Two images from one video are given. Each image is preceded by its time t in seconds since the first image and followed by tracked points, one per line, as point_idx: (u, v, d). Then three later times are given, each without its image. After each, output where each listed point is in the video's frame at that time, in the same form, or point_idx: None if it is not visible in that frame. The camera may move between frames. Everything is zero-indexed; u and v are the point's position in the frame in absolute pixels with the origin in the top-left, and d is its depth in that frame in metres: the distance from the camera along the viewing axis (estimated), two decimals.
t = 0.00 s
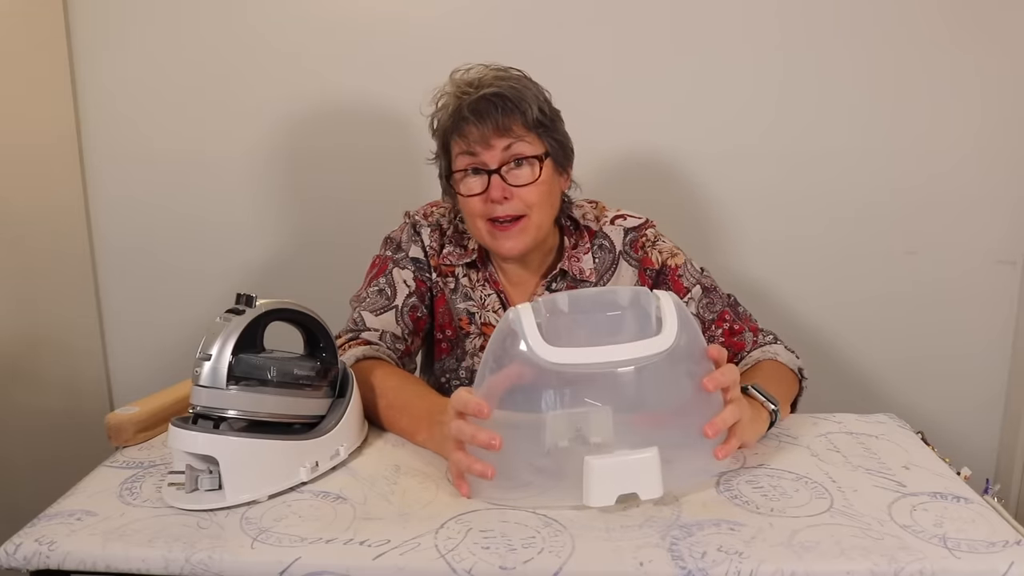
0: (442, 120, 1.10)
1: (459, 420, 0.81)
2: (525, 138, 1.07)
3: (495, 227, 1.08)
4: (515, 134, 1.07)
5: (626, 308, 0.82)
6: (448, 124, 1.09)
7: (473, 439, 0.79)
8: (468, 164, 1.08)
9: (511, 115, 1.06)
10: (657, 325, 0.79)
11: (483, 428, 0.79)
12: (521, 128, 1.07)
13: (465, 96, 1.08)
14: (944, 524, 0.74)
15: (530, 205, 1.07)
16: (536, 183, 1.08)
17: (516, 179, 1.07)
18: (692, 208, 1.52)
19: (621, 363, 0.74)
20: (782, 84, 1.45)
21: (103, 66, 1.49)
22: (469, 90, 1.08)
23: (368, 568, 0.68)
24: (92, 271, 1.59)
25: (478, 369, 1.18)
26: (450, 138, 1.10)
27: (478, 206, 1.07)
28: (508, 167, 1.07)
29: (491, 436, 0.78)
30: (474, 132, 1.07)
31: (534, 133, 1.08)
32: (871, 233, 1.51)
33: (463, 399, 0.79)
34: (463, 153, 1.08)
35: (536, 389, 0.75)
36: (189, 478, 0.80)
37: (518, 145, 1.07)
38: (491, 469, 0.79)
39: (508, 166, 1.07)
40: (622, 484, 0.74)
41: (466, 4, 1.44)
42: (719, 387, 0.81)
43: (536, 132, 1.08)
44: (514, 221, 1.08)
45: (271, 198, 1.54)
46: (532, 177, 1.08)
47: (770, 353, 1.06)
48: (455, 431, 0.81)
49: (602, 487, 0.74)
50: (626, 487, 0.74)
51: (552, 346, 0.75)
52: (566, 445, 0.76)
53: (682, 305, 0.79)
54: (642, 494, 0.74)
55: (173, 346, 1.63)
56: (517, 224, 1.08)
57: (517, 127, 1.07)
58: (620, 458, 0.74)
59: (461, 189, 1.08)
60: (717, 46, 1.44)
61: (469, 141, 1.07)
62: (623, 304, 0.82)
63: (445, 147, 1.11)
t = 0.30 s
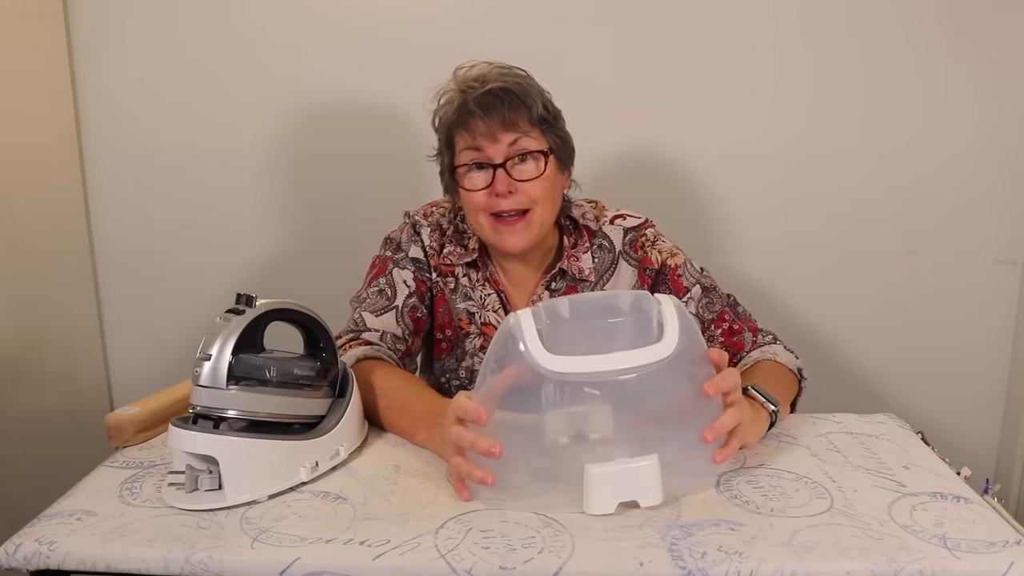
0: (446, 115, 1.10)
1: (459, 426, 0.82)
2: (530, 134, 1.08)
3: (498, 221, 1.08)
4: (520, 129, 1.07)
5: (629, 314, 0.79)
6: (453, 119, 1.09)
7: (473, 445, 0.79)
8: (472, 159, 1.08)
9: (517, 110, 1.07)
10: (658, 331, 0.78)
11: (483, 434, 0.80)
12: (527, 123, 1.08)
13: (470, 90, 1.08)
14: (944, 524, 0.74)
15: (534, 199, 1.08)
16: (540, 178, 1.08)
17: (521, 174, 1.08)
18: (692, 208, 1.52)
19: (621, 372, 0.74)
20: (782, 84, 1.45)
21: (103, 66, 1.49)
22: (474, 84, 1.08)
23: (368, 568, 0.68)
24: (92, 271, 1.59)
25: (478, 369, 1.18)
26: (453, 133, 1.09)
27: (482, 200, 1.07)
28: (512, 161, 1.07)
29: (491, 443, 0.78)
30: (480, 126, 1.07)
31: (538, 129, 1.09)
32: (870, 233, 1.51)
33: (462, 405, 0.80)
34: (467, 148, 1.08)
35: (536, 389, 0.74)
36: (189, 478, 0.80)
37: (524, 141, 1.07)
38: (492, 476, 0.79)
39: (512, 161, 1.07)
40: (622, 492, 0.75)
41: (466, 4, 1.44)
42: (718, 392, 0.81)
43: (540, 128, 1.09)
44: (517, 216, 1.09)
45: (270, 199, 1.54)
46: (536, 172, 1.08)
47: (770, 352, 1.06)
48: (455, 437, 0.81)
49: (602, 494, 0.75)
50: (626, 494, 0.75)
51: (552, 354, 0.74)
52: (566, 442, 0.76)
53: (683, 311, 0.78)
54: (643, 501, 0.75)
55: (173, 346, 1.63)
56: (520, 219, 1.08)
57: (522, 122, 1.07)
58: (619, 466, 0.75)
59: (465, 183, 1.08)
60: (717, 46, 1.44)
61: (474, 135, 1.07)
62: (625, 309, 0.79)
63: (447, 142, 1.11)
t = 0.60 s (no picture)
0: (462, 102, 1.10)
1: (469, 419, 0.81)
2: (548, 126, 1.09)
3: (515, 209, 1.08)
4: (540, 120, 1.08)
5: (648, 317, 0.78)
6: (471, 105, 1.09)
7: (485, 438, 0.79)
8: (491, 145, 1.08)
9: (538, 101, 1.08)
10: (674, 335, 0.77)
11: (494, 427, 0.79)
12: (545, 115, 1.09)
13: (490, 79, 1.09)
14: (944, 524, 0.74)
15: (552, 188, 1.08)
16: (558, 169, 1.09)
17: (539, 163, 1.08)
18: (692, 208, 1.52)
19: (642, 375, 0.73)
20: (782, 85, 1.45)
21: (103, 66, 1.49)
22: (492, 72, 1.09)
23: (368, 568, 0.68)
24: (92, 271, 1.59)
25: (476, 368, 1.18)
26: (470, 120, 1.09)
27: (501, 185, 1.07)
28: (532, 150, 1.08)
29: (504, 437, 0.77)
30: (502, 113, 1.07)
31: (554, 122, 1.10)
32: (870, 233, 1.51)
33: (474, 400, 0.79)
34: (485, 134, 1.08)
35: (554, 389, 0.74)
36: (189, 478, 0.80)
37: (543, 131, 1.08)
38: (504, 469, 0.79)
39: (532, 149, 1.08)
40: (632, 495, 0.76)
41: (466, 4, 1.44)
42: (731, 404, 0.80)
43: (556, 122, 1.11)
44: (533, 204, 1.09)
45: (270, 199, 1.54)
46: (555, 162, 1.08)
47: (767, 352, 1.06)
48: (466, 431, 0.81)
49: (611, 497, 0.75)
50: (633, 498, 0.76)
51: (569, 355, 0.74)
52: (581, 439, 0.76)
53: (702, 315, 0.77)
54: (651, 505, 0.76)
55: (173, 347, 1.63)
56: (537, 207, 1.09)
57: (542, 113, 1.09)
58: (630, 469, 0.75)
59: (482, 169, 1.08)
60: (718, 46, 1.44)
61: (496, 122, 1.08)
62: (643, 312, 0.78)
63: (461, 130, 1.11)
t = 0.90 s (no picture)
0: (474, 95, 1.10)
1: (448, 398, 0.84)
2: (557, 129, 1.09)
3: (514, 207, 1.08)
4: (550, 122, 1.08)
5: (650, 319, 0.79)
6: (482, 99, 1.09)
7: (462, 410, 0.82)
8: (499, 142, 1.08)
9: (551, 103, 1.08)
10: (676, 336, 0.78)
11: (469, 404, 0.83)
12: (555, 117, 1.09)
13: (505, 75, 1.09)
14: (944, 524, 0.74)
15: (553, 191, 1.08)
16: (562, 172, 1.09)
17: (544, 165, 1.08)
18: (692, 208, 1.52)
19: (643, 377, 0.74)
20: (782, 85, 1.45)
21: (103, 66, 1.49)
22: (509, 68, 1.09)
23: (368, 568, 0.68)
24: (92, 271, 1.59)
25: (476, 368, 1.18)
26: (481, 113, 1.10)
27: (504, 183, 1.07)
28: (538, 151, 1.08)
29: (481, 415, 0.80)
30: (513, 111, 1.07)
31: (563, 126, 1.11)
32: (871, 233, 1.51)
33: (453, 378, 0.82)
34: (495, 129, 1.09)
35: (556, 393, 0.74)
36: (189, 478, 0.80)
37: (552, 133, 1.08)
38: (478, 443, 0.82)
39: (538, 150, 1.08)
40: (634, 495, 0.76)
41: (466, 4, 1.44)
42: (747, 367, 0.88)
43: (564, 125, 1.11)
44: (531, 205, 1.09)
45: (271, 199, 1.54)
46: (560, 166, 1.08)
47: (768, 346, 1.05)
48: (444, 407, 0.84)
49: (612, 497, 0.75)
50: (634, 498, 0.76)
51: (573, 357, 0.75)
52: (580, 446, 0.76)
53: (703, 320, 0.79)
54: (652, 505, 0.76)
55: (173, 347, 1.63)
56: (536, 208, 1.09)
57: (552, 116, 1.09)
58: (631, 470, 0.76)
59: (487, 164, 1.08)
60: (718, 47, 1.44)
61: (507, 119, 1.08)
62: (645, 315, 0.79)
63: (471, 122, 1.11)
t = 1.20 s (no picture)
0: (464, 100, 1.09)
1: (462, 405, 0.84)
2: (547, 133, 1.08)
3: (504, 213, 1.09)
4: (539, 126, 1.08)
5: (650, 320, 0.79)
6: (472, 104, 1.08)
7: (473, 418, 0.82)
8: (488, 148, 1.08)
9: (540, 106, 1.07)
10: (676, 336, 0.78)
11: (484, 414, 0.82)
12: (546, 121, 1.08)
13: (494, 79, 1.08)
14: (944, 524, 0.74)
15: (542, 196, 1.09)
16: (551, 177, 1.09)
17: (533, 170, 1.08)
18: (692, 209, 1.52)
19: (642, 377, 0.74)
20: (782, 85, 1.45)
21: (103, 67, 1.49)
22: (500, 72, 1.08)
23: (368, 568, 0.68)
24: (92, 271, 1.59)
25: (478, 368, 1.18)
26: (471, 118, 1.09)
27: (492, 189, 1.08)
28: (527, 156, 1.08)
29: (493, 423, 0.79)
30: (501, 117, 1.06)
31: (556, 128, 1.10)
32: (871, 233, 1.51)
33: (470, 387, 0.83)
34: (484, 135, 1.08)
35: (556, 393, 0.74)
36: (189, 478, 0.80)
37: (541, 138, 1.08)
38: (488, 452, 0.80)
39: (528, 155, 1.08)
40: (634, 495, 0.76)
41: (466, 4, 1.44)
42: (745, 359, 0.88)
43: (557, 127, 1.10)
44: (522, 210, 1.10)
45: (270, 199, 1.54)
46: (549, 170, 1.09)
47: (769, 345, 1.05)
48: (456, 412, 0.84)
49: (611, 497, 0.75)
50: (634, 498, 0.76)
51: (573, 357, 0.75)
52: (580, 446, 0.77)
53: (703, 320, 0.79)
54: (652, 506, 0.76)
55: (173, 347, 1.63)
56: (526, 213, 1.10)
57: (542, 120, 1.08)
58: (631, 470, 0.76)
59: (476, 171, 1.09)
60: (718, 48, 1.44)
61: (495, 125, 1.07)
62: (645, 316, 0.79)
63: (463, 127, 1.10)
